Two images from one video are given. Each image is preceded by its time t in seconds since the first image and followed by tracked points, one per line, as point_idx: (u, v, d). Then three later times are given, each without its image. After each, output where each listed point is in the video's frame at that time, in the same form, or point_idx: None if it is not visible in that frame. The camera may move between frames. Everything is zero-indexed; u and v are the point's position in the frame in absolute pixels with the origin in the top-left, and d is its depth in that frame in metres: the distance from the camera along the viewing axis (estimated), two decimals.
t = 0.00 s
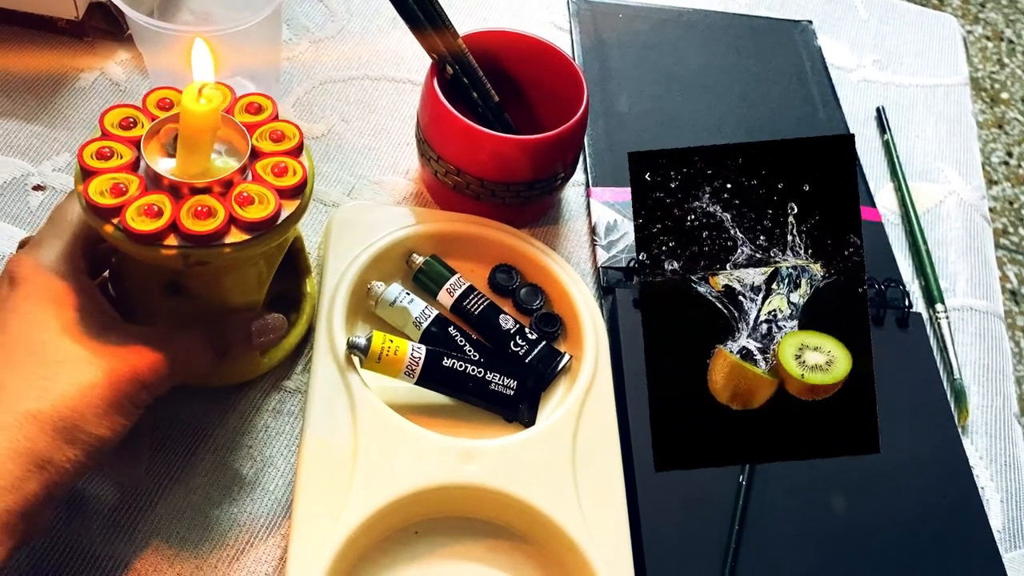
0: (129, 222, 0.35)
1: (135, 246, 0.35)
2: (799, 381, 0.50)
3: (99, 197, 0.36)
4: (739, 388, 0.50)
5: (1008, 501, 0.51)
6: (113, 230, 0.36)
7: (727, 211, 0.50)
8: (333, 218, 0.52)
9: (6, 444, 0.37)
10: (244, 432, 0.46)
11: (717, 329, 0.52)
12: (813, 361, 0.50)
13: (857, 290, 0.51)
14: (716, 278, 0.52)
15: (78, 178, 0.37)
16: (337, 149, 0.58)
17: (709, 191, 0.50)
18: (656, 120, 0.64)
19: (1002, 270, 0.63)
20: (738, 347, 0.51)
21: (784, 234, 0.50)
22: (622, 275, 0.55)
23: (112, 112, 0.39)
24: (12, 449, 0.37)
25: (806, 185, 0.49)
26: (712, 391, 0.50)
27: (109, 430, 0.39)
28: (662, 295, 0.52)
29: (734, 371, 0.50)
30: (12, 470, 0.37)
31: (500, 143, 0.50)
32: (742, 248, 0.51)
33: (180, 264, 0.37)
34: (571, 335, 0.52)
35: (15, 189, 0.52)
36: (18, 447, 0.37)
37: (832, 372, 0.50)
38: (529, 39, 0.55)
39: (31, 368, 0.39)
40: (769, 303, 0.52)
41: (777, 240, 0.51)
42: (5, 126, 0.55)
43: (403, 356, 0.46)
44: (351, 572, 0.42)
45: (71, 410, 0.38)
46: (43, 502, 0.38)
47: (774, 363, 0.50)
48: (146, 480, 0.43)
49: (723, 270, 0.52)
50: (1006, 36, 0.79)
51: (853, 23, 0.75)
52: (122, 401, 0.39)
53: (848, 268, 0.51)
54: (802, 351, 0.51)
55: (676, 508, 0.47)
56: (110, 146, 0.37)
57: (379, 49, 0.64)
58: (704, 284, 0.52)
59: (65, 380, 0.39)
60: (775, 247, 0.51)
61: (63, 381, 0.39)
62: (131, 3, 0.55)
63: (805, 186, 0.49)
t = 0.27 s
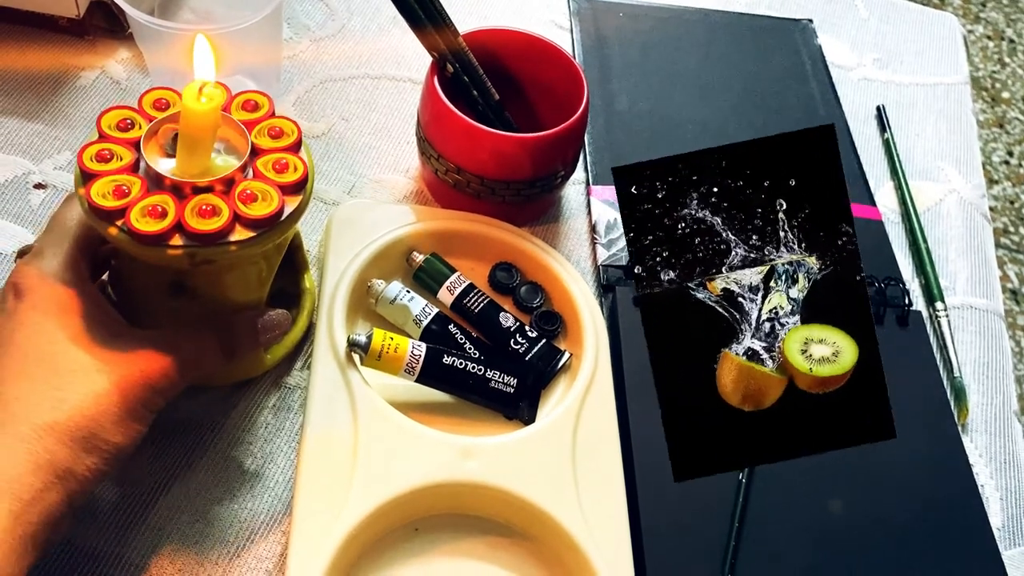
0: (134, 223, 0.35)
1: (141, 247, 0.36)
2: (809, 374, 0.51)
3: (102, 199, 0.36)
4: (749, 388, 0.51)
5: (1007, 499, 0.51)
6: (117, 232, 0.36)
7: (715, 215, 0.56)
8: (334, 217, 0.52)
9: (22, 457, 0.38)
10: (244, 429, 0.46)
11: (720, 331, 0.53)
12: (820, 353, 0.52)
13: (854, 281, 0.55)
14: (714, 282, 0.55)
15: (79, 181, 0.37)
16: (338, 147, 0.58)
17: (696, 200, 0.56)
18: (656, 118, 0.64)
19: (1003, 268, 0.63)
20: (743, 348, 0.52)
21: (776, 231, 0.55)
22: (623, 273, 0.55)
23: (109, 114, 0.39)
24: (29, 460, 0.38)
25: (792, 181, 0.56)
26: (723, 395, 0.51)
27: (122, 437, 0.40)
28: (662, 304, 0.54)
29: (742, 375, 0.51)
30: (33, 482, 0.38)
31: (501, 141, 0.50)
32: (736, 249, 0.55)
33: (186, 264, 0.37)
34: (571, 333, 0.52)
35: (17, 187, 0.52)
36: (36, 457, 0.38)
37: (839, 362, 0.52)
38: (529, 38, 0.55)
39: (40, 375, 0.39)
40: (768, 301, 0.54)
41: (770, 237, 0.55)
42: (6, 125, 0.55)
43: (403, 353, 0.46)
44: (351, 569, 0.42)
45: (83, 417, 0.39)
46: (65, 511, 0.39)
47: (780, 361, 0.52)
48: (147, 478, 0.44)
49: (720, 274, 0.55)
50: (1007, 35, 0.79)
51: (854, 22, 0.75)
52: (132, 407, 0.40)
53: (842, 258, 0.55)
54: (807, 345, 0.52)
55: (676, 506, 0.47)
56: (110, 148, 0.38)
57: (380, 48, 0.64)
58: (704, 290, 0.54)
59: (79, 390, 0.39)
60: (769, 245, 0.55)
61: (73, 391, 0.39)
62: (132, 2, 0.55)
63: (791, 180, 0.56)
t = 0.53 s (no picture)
0: (136, 224, 0.35)
1: (143, 248, 0.36)
2: (809, 374, 0.51)
3: (103, 200, 0.36)
4: (749, 388, 0.51)
5: (1008, 499, 0.51)
6: (119, 233, 0.36)
7: (715, 215, 0.56)
8: (334, 216, 0.52)
9: (30, 464, 0.38)
10: (244, 428, 0.46)
11: (721, 332, 0.53)
12: (819, 353, 0.52)
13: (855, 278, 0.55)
14: (714, 282, 0.55)
15: (79, 183, 0.37)
16: (338, 146, 0.58)
17: (696, 199, 0.56)
18: (656, 118, 0.64)
19: (1003, 268, 0.63)
20: (743, 349, 0.53)
21: (776, 231, 0.56)
22: (623, 272, 0.55)
23: (107, 114, 0.39)
24: (39, 468, 0.38)
25: (791, 182, 0.56)
26: (722, 395, 0.51)
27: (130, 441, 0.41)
28: (662, 306, 0.54)
29: (742, 374, 0.52)
30: (43, 490, 0.38)
31: (501, 140, 0.50)
32: (736, 249, 0.56)
33: (189, 263, 0.37)
34: (572, 332, 0.52)
35: (17, 186, 0.52)
36: (47, 463, 0.39)
37: (839, 361, 0.52)
38: (530, 37, 0.55)
39: (45, 377, 0.40)
40: (769, 301, 0.54)
41: (770, 237, 0.56)
42: (6, 124, 0.55)
43: (403, 352, 0.46)
44: (352, 567, 0.42)
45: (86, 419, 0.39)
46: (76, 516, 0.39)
47: (780, 361, 0.52)
48: (147, 477, 0.44)
49: (720, 275, 0.55)
50: (1008, 35, 0.79)
51: (854, 21, 0.75)
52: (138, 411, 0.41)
53: (843, 258, 0.55)
54: (806, 344, 0.52)
55: (676, 506, 0.47)
56: (109, 149, 0.37)
57: (380, 47, 0.64)
58: (704, 290, 0.55)
59: (85, 393, 0.40)
60: (769, 245, 0.56)
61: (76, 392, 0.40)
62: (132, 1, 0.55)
63: (791, 181, 0.56)
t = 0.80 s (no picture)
0: (140, 226, 0.35)
1: (148, 251, 0.36)
2: (800, 381, 0.49)
3: (106, 204, 0.36)
4: (739, 387, 0.49)
5: (1008, 499, 0.51)
6: (123, 236, 0.35)
7: (727, 211, 0.48)
8: (334, 217, 0.52)
9: (44, 471, 0.39)
10: (244, 428, 0.46)
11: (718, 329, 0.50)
12: (814, 361, 0.49)
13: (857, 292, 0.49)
14: (717, 277, 0.51)
15: (80, 187, 0.37)
16: (338, 147, 0.58)
17: (710, 190, 0.48)
18: (657, 118, 0.64)
19: (1004, 268, 0.63)
20: (738, 347, 0.50)
21: (784, 234, 0.48)
22: (622, 273, 0.56)
23: (106, 118, 0.39)
24: (54, 474, 0.39)
25: (806, 184, 0.48)
26: (711, 391, 0.49)
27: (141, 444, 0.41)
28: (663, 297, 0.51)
29: (734, 372, 0.49)
30: (59, 496, 0.38)
31: (501, 140, 0.50)
32: (742, 248, 0.49)
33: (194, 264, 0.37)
34: (572, 332, 0.52)
35: (18, 187, 0.52)
36: (61, 469, 0.39)
37: (832, 372, 0.49)
38: (529, 38, 0.55)
39: (48, 378, 0.40)
40: (768, 303, 0.50)
41: (778, 239, 0.49)
42: (7, 124, 0.55)
43: (403, 352, 0.46)
44: (351, 567, 0.42)
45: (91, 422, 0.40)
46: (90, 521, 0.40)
47: (773, 364, 0.49)
48: (148, 477, 0.44)
49: (723, 270, 0.50)
50: (1009, 35, 0.79)
51: (855, 22, 0.75)
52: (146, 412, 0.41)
53: (847, 269, 0.49)
54: (802, 351, 0.49)
55: (676, 506, 0.47)
56: (109, 153, 0.37)
57: (380, 47, 0.64)
58: (704, 284, 0.50)
59: (95, 399, 0.40)
60: (775, 248, 0.49)
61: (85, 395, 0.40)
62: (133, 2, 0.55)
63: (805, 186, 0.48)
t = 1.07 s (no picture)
0: (149, 231, 0.35)
1: (157, 255, 0.36)
2: (817, 368, 0.52)
3: (112, 209, 0.36)
4: (759, 388, 0.51)
5: (1008, 500, 0.51)
6: (131, 241, 0.36)
7: (705, 221, 0.57)
8: (334, 218, 0.52)
9: (62, 482, 0.39)
10: (244, 429, 0.46)
11: (725, 337, 0.53)
12: (825, 346, 0.53)
13: (849, 268, 0.56)
14: (712, 287, 0.55)
15: (84, 194, 0.37)
16: (339, 148, 0.59)
17: (684, 207, 0.57)
18: (657, 119, 0.64)
19: (1004, 269, 0.63)
20: (749, 350, 0.52)
21: (767, 229, 0.56)
22: (623, 274, 0.55)
23: (105, 124, 0.38)
24: (72, 484, 0.39)
25: (777, 179, 0.58)
26: (733, 399, 0.51)
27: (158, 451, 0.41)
28: (662, 314, 0.54)
29: (750, 375, 0.51)
30: (79, 507, 0.39)
31: (503, 141, 0.50)
32: (730, 252, 0.56)
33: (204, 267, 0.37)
34: (572, 333, 0.52)
35: (19, 188, 0.53)
36: (81, 479, 0.39)
37: (845, 352, 0.52)
38: (529, 39, 0.55)
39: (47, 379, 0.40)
40: (769, 299, 0.54)
41: (762, 236, 0.56)
42: (8, 125, 0.55)
43: (403, 353, 0.46)
44: (352, 567, 0.42)
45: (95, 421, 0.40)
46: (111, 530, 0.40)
47: (787, 357, 0.52)
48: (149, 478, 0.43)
49: (717, 279, 0.55)
50: (1010, 36, 0.79)
51: (855, 22, 0.75)
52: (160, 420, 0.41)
53: (836, 248, 0.56)
54: (811, 339, 0.53)
55: (675, 507, 0.47)
56: (112, 158, 0.37)
57: (381, 49, 0.64)
58: (702, 296, 0.54)
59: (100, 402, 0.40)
60: (762, 244, 0.56)
61: (98, 400, 0.40)
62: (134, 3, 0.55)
63: (776, 178, 0.58)
